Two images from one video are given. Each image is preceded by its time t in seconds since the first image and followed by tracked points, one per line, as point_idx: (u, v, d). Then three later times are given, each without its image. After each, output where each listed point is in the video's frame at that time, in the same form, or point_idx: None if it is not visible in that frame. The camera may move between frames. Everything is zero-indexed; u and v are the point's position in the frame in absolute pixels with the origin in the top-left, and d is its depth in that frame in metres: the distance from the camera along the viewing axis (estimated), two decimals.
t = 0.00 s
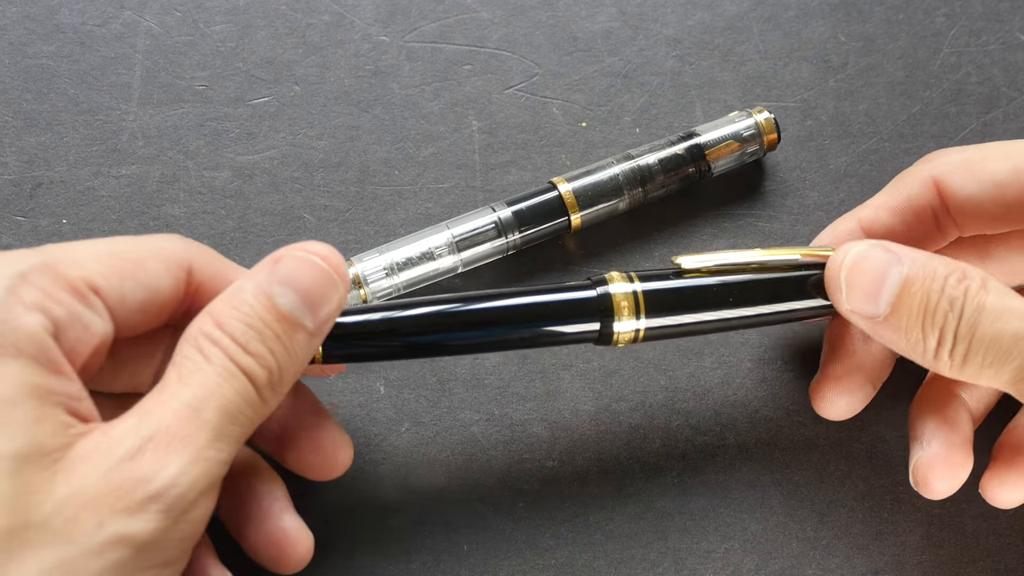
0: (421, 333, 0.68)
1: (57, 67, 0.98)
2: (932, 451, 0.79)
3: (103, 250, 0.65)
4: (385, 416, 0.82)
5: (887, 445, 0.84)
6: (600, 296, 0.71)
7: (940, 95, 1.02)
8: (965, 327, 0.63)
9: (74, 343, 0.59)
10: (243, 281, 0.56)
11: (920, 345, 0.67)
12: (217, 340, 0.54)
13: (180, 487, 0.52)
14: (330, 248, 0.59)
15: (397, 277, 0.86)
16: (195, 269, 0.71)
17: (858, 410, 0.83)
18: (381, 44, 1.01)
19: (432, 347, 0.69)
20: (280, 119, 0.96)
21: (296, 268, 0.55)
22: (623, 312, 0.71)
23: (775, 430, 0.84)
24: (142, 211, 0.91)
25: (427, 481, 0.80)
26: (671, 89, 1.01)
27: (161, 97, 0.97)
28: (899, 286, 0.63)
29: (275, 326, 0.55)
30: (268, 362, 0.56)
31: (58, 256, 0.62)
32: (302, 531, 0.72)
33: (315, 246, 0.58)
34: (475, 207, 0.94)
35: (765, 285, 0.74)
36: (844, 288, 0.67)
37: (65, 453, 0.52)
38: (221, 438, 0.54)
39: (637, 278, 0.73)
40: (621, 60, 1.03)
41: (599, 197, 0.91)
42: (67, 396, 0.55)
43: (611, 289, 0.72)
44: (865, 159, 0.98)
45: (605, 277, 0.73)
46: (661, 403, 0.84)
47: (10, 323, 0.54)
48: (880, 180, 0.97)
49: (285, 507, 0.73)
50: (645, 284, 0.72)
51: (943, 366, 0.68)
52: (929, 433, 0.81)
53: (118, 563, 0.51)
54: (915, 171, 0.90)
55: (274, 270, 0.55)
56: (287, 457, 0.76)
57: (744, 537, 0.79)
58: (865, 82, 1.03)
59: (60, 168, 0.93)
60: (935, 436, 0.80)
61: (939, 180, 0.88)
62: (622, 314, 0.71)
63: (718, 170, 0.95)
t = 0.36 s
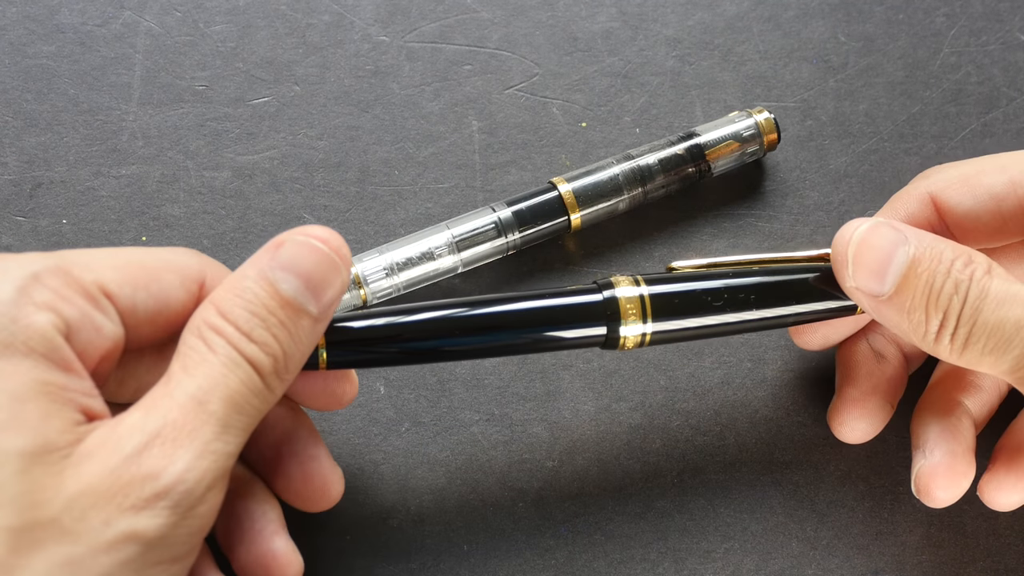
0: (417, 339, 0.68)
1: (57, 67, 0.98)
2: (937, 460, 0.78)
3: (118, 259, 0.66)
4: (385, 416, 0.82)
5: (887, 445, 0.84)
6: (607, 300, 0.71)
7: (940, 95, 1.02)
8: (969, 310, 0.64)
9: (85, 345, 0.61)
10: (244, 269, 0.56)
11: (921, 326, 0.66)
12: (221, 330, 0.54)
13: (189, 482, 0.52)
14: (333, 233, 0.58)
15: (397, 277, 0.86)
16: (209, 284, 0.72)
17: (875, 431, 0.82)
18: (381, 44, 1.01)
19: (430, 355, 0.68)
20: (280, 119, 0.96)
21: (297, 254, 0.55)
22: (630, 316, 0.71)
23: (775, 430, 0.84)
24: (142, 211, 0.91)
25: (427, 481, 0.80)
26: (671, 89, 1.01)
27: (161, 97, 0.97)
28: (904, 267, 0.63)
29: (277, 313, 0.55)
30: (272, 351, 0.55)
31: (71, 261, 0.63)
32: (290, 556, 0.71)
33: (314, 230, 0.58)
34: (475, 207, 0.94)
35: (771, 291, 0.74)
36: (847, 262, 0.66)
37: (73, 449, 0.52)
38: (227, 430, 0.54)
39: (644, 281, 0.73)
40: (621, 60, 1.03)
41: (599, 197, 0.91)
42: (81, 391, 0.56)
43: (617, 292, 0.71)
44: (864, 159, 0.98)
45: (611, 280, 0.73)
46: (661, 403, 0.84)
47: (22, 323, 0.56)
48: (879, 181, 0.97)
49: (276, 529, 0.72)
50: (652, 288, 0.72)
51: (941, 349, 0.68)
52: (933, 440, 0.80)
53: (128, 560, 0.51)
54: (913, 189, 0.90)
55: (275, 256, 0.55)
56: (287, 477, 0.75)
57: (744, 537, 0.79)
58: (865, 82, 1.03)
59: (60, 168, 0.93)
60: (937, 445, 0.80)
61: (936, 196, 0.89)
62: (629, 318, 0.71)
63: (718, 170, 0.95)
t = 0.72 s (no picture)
0: (418, 322, 0.68)
1: (57, 67, 0.98)
2: (932, 448, 0.79)
3: (71, 234, 0.66)
4: (385, 416, 0.83)
5: (887, 445, 0.84)
6: (597, 294, 0.71)
7: (940, 95, 1.02)
8: (968, 367, 0.64)
9: (38, 328, 0.61)
10: (255, 297, 0.57)
11: (929, 390, 0.68)
12: (221, 351, 0.54)
13: (167, 487, 0.51)
14: (344, 277, 0.63)
15: (397, 277, 0.86)
16: (169, 244, 0.72)
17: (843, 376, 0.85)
18: (381, 44, 1.01)
19: (432, 338, 0.68)
20: (280, 119, 0.96)
21: (310, 293, 0.58)
22: (620, 310, 0.71)
23: (775, 430, 0.84)
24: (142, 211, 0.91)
25: (427, 481, 0.80)
26: (671, 89, 1.01)
27: (161, 97, 0.97)
28: (893, 336, 0.66)
29: (281, 345, 0.56)
30: (269, 379, 0.56)
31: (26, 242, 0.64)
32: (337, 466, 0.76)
33: (330, 275, 0.61)
34: (475, 207, 0.94)
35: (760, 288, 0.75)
36: (841, 345, 0.70)
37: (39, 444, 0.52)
38: (212, 445, 0.53)
39: (635, 276, 0.73)
40: (621, 60, 1.03)
41: (599, 197, 0.91)
42: (36, 384, 0.56)
43: (608, 286, 0.71)
44: (865, 159, 0.98)
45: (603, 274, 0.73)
46: (661, 403, 0.84)
47: None
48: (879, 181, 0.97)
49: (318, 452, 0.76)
50: (642, 282, 0.72)
51: (960, 406, 0.68)
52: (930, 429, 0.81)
53: (92, 559, 0.50)
54: (924, 150, 0.89)
55: (289, 291, 0.57)
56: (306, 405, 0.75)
57: (744, 537, 0.79)
58: (865, 82, 1.03)
59: (60, 168, 0.93)
60: (933, 434, 0.81)
61: (945, 161, 0.87)
62: (619, 312, 0.71)
63: (718, 170, 0.95)
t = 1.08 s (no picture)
0: (434, 361, 0.68)
1: (57, 67, 0.98)
2: (947, 436, 0.80)
3: (91, 257, 0.64)
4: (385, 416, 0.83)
5: (887, 445, 0.84)
6: (626, 310, 0.72)
7: (940, 95, 1.02)
8: (979, 360, 0.66)
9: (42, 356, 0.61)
10: (302, 385, 0.58)
11: (942, 384, 0.70)
12: (260, 432, 0.55)
13: (179, 555, 0.51)
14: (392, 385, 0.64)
15: (397, 277, 0.87)
16: (194, 274, 0.68)
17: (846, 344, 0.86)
18: (381, 45, 1.01)
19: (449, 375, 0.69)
20: (280, 119, 0.97)
21: (359, 398, 0.59)
22: (651, 323, 0.72)
23: (775, 430, 0.84)
24: (142, 211, 0.91)
25: (427, 481, 0.80)
26: (671, 89, 1.01)
27: (161, 97, 0.97)
28: (903, 334, 0.68)
29: (318, 441, 0.57)
30: (299, 471, 0.57)
31: (42, 263, 0.62)
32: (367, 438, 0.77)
33: (382, 382, 0.63)
34: (475, 207, 0.94)
35: (783, 296, 0.76)
36: (851, 341, 0.73)
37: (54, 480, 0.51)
38: (228, 524, 0.53)
39: (662, 289, 0.74)
40: (621, 60, 1.03)
41: (599, 197, 0.91)
42: (44, 414, 0.56)
43: (636, 301, 0.73)
44: (864, 159, 0.98)
45: (630, 289, 0.74)
46: (661, 403, 0.84)
47: None
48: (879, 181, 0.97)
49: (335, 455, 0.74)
50: (669, 294, 0.74)
51: (974, 399, 0.70)
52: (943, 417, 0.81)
53: None
54: (945, 124, 0.89)
55: (340, 391, 0.59)
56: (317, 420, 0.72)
57: (744, 537, 0.79)
58: (865, 82, 1.03)
59: (60, 167, 0.93)
60: (948, 423, 0.81)
61: (967, 134, 0.87)
62: (650, 326, 0.72)
63: (718, 170, 0.95)
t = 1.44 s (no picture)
0: (472, 404, 0.70)
1: (57, 67, 0.98)
2: (959, 420, 0.81)
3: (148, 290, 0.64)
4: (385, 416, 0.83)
5: (887, 445, 0.84)
6: (636, 330, 0.72)
7: (940, 95, 1.02)
8: (989, 332, 0.65)
9: (101, 386, 0.60)
10: (332, 420, 0.59)
11: (947, 353, 0.69)
12: (291, 468, 0.55)
13: None
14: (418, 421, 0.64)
15: (397, 278, 0.87)
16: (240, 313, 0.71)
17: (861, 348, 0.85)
18: (381, 44, 1.01)
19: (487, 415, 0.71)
20: (280, 119, 0.96)
21: (389, 433, 0.59)
22: (660, 340, 0.72)
23: (775, 430, 0.84)
24: (142, 211, 0.91)
25: (427, 481, 0.80)
26: (671, 89, 1.01)
27: (161, 97, 0.97)
28: (916, 304, 0.66)
29: (346, 474, 0.57)
30: (327, 505, 0.56)
31: (107, 292, 0.62)
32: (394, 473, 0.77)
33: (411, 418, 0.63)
34: (475, 207, 0.94)
35: (787, 296, 0.74)
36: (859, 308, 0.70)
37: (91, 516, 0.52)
38: (255, 562, 0.53)
39: (667, 304, 0.74)
40: (621, 60, 1.03)
41: (599, 196, 0.91)
42: (91, 447, 0.55)
43: (645, 320, 0.72)
44: (864, 159, 0.98)
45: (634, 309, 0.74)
46: (661, 403, 0.84)
47: (46, 363, 0.55)
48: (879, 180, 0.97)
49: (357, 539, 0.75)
50: (676, 309, 0.73)
51: (973, 370, 0.70)
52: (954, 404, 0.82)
53: None
54: (959, 128, 0.89)
55: (369, 425, 0.59)
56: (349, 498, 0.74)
57: (744, 537, 0.79)
58: (865, 82, 1.03)
59: (60, 167, 0.93)
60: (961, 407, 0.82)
61: (982, 138, 0.87)
62: (661, 341, 0.72)
63: (719, 170, 0.95)
